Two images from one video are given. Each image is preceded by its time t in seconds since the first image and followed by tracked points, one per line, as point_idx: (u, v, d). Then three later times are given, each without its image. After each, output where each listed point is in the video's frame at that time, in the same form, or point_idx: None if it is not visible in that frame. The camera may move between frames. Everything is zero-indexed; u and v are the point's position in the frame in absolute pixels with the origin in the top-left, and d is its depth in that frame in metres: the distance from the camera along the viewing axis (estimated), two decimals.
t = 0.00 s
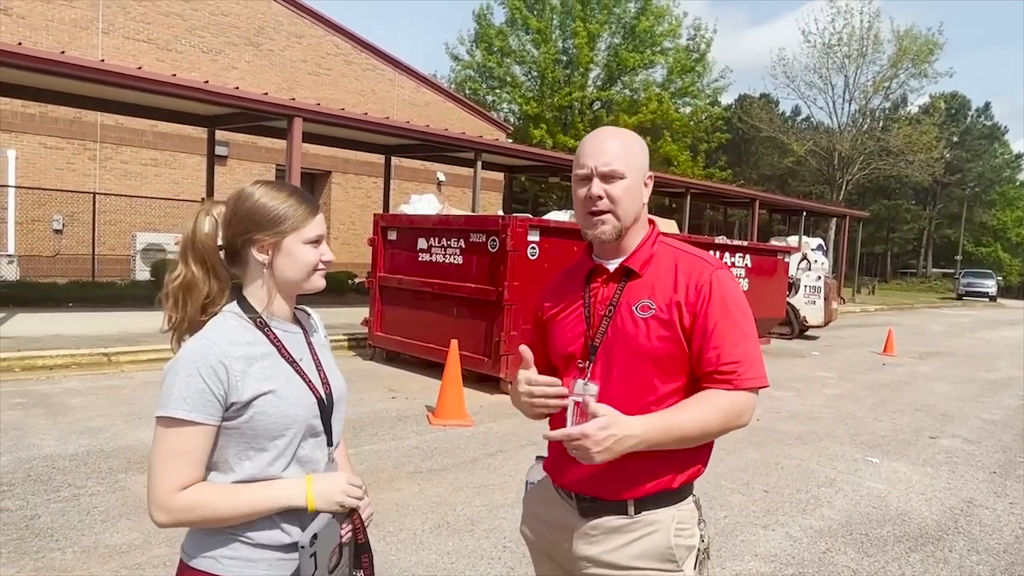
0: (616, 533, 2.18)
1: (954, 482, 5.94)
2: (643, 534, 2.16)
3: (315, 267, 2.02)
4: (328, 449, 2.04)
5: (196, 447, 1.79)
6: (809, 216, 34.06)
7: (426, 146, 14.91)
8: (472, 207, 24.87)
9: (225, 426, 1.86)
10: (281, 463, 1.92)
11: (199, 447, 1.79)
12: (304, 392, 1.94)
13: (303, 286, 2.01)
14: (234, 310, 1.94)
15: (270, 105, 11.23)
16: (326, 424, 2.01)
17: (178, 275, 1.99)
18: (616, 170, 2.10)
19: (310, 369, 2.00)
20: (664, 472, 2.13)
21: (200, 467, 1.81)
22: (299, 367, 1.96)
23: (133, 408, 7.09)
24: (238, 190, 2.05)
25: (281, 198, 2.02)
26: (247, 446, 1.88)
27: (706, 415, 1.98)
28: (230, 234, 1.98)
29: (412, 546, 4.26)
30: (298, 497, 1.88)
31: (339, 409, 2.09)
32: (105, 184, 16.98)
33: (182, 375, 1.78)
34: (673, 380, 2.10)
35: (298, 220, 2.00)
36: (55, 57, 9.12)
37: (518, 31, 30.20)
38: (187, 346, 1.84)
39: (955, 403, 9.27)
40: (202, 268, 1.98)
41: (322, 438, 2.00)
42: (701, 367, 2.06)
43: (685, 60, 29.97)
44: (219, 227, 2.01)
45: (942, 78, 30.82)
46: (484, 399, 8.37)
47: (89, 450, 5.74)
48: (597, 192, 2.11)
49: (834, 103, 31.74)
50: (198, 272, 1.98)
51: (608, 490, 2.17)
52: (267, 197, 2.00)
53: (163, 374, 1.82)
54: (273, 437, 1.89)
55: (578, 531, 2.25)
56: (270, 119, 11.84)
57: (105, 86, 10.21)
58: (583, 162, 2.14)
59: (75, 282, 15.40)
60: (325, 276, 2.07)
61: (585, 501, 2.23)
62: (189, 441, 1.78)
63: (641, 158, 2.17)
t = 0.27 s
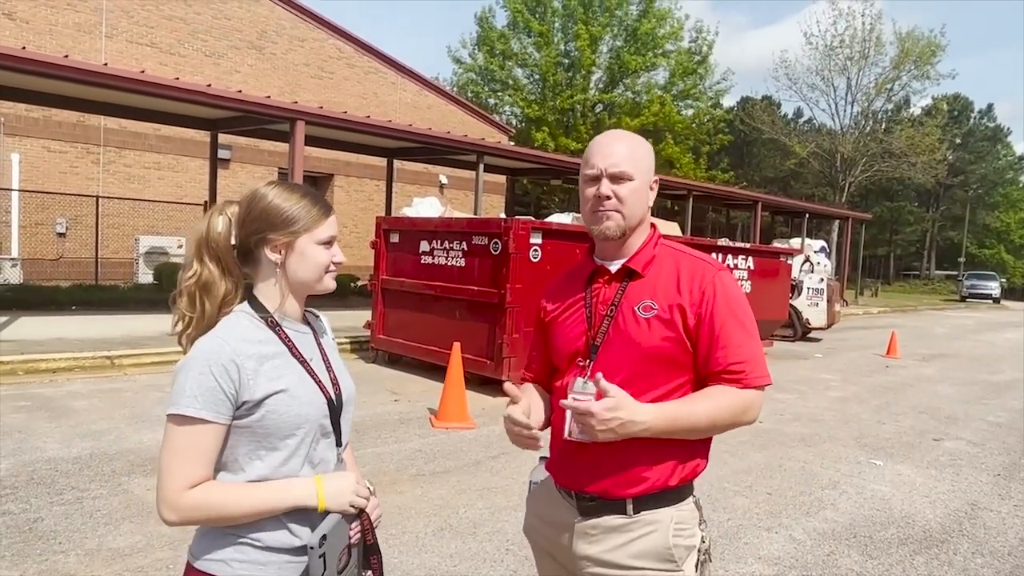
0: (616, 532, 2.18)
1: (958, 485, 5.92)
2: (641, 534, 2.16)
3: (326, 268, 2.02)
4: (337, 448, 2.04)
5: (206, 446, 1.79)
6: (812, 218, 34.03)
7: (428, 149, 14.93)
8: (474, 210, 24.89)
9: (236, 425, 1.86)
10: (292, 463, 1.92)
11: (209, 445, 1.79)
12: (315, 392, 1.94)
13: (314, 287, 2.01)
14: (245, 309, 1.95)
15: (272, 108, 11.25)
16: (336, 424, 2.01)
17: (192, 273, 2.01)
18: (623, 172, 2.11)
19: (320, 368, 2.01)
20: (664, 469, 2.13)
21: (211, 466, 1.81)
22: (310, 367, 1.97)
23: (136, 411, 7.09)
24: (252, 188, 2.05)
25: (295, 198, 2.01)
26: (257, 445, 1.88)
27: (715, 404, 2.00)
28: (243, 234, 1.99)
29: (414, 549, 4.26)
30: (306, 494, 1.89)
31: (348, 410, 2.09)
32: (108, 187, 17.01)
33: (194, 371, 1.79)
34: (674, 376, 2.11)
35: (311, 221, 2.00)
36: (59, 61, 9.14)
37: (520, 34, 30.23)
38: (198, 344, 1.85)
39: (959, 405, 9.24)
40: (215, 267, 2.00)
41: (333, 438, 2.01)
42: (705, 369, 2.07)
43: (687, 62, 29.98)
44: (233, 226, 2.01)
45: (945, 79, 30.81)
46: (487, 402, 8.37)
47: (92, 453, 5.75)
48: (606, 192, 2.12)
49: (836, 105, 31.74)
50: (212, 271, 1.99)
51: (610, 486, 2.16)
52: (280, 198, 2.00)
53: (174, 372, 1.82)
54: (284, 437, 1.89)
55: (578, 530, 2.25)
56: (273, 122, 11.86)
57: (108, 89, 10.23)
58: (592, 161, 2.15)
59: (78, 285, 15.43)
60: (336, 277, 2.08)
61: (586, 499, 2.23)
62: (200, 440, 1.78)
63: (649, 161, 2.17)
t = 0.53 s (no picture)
0: (615, 533, 2.18)
1: (961, 487, 5.91)
2: (642, 535, 2.15)
3: (333, 271, 2.02)
4: (344, 449, 2.04)
5: (216, 447, 1.79)
6: (815, 220, 33.99)
7: (430, 151, 14.95)
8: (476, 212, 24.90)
9: (245, 426, 1.86)
10: (300, 463, 1.92)
11: (217, 446, 1.79)
12: (322, 392, 1.94)
13: (320, 290, 2.01)
14: (253, 310, 1.95)
15: (275, 110, 11.26)
16: (343, 425, 2.01)
17: (199, 273, 2.01)
18: (628, 173, 2.11)
19: (326, 369, 2.01)
20: (667, 470, 2.13)
21: (219, 467, 1.81)
22: (317, 367, 1.97)
23: (138, 413, 7.10)
24: (259, 190, 2.05)
25: (301, 200, 2.01)
26: (264, 446, 1.88)
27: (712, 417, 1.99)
28: (251, 235, 1.99)
29: (417, 551, 4.26)
30: (311, 496, 1.89)
31: (353, 412, 2.09)
32: (111, 190, 17.04)
33: (202, 372, 1.79)
34: (674, 379, 2.10)
35: (317, 224, 2.00)
36: (61, 63, 9.16)
37: (521, 36, 30.26)
38: (204, 346, 1.85)
39: (962, 407, 9.22)
40: (223, 267, 2.00)
41: (339, 439, 2.01)
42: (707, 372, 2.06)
43: (689, 64, 29.99)
44: (241, 228, 2.01)
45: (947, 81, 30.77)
46: (489, 404, 8.36)
47: (95, 455, 5.75)
48: (610, 192, 2.12)
49: (838, 107, 31.72)
50: (220, 270, 1.99)
51: (613, 487, 2.16)
52: (286, 200, 2.00)
53: (182, 372, 1.82)
54: (292, 437, 1.89)
55: (581, 531, 2.25)
56: (275, 124, 11.88)
57: (111, 92, 10.25)
58: (597, 162, 2.15)
59: (81, 288, 15.44)
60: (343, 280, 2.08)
61: (588, 500, 2.22)
62: (208, 440, 1.78)
63: (655, 165, 2.18)
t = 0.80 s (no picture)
0: (612, 534, 2.18)
1: (964, 488, 5.90)
2: (638, 536, 2.15)
3: (337, 272, 2.02)
4: (347, 451, 2.04)
5: (220, 447, 1.80)
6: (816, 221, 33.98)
7: (431, 152, 14.96)
8: (477, 213, 24.90)
9: (249, 426, 1.86)
10: (303, 464, 1.92)
11: (221, 447, 1.80)
12: (326, 394, 1.94)
13: (324, 291, 2.02)
14: (256, 311, 1.95)
15: (276, 112, 11.27)
16: (346, 426, 2.01)
17: (201, 277, 2.01)
18: (605, 173, 2.11)
19: (330, 370, 2.00)
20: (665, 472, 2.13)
21: (224, 468, 1.82)
22: (322, 368, 1.97)
23: (141, 414, 7.11)
24: (262, 193, 2.05)
25: (304, 203, 2.01)
26: (268, 446, 1.88)
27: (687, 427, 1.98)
28: (254, 239, 1.98)
29: (419, 553, 4.25)
30: (311, 498, 1.89)
31: (357, 413, 2.08)
32: (112, 191, 17.06)
33: (206, 372, 1.80)
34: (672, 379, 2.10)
35: (319, 226, 1.99)
36: (63, 66, 9.17)
37: (522, 38, 30.29)
38: (206, 348, 1.86)
39: (965, 408, 9.21)
40: (225, 269, 2.00)
41: (342, 440, 2.00)
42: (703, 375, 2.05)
43: (690, 65, 29.99)
44: (244, 230, 2.01)
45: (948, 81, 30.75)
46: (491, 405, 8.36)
47: (97, 457, 5.76)
48: (591, 194, 2.15)
49: (839, 107, 31.70)
50: (222, 273, 1.99)
51: (610, 488, 2.16)
52: (289, 202, 2.00)
53: (187, 372, 1.84)
54: (296, 438, 1.89)
55: (579, 531, 2.25)
56: (276, 126, 11.90)
57: (112, 94, 10.26)
58: (594, 164, 2.14)
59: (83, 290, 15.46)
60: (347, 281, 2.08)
61: (584, 500, 2.23)
62: (213, 441, 1.79)
63: (653, 162, 2.15)
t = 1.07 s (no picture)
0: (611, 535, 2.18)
1: (966, 488, 5.90)
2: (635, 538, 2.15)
3: (343, 273, 2.04)
4: (347, 453, 2.04)
5: (220, 447, 1.80)
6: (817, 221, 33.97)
7: (431, 153, 14.97)
8: (478, 214, 24.90)
9: (248, 428, 1.86)
10: (301, 465, 1.92)
11: (219, 449, 1.80)
12: (325, 396, 1.94)
13: (330, 291, 2.03)
14: (257, 312, 1.95)
15: (277, 113, 11.28)
16: (346, 427, 2.01)
17: (203, 284, 2.00)
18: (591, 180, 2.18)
19: (330, 372, 2.00)
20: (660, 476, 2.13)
21: (223, 468, 1.82)
22: (321, 369, 1.97)
23: (142, 416, 7.11)
24: (268, 196, 2.05)
25: (307, 207, 2.01)
26: (266, 446, 1.87)
27: (679, 487, 1.96)
28: (258, 244, 1.99)
29: (420, 554, 4.25)
30: (311, 503, 1.89)
31: (358, 415, 2.08)
32: (113, 193, 17.07)
33: (205, 372, 1.80)
34: (662, 385, 2.09)
35: (321, 230, 2.00)
36: (64, 67, 9.18)
37: (522, 39, 30.30)
38: (204, 349, 1.86)
39: (966, 408, 9.21)
40: (228, 276, 2.00)
41: (342, 442, 2.00)
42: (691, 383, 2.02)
43: (691, 66, 29.98)
44: (249, 236, 2.00)
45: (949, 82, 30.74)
46: (492, 406, 8.36)
47: (99, 458, 5.76)
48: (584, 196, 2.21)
49: (840, 108, 31.70)
50: (225, 281, 1.99)
51: (607, 489, 2.16)
52: (292, 206, 2.00)
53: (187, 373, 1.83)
54: (295, 439, 1.89)
55: (578, 532, 2.26)
56: (277, 127, 11.91)
57: (113, 95, 10.27)
58: (598, 170, 2.17)
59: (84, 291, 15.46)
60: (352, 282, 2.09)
61: (582, 500, 2.23)
62: (210, 443, 1.78)
63: (652, 165, 2.13)
